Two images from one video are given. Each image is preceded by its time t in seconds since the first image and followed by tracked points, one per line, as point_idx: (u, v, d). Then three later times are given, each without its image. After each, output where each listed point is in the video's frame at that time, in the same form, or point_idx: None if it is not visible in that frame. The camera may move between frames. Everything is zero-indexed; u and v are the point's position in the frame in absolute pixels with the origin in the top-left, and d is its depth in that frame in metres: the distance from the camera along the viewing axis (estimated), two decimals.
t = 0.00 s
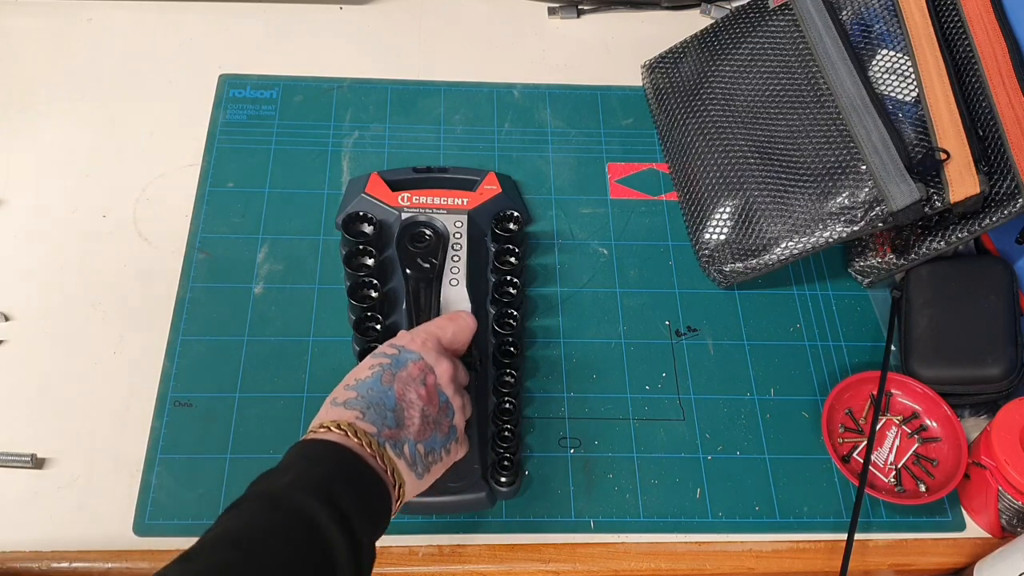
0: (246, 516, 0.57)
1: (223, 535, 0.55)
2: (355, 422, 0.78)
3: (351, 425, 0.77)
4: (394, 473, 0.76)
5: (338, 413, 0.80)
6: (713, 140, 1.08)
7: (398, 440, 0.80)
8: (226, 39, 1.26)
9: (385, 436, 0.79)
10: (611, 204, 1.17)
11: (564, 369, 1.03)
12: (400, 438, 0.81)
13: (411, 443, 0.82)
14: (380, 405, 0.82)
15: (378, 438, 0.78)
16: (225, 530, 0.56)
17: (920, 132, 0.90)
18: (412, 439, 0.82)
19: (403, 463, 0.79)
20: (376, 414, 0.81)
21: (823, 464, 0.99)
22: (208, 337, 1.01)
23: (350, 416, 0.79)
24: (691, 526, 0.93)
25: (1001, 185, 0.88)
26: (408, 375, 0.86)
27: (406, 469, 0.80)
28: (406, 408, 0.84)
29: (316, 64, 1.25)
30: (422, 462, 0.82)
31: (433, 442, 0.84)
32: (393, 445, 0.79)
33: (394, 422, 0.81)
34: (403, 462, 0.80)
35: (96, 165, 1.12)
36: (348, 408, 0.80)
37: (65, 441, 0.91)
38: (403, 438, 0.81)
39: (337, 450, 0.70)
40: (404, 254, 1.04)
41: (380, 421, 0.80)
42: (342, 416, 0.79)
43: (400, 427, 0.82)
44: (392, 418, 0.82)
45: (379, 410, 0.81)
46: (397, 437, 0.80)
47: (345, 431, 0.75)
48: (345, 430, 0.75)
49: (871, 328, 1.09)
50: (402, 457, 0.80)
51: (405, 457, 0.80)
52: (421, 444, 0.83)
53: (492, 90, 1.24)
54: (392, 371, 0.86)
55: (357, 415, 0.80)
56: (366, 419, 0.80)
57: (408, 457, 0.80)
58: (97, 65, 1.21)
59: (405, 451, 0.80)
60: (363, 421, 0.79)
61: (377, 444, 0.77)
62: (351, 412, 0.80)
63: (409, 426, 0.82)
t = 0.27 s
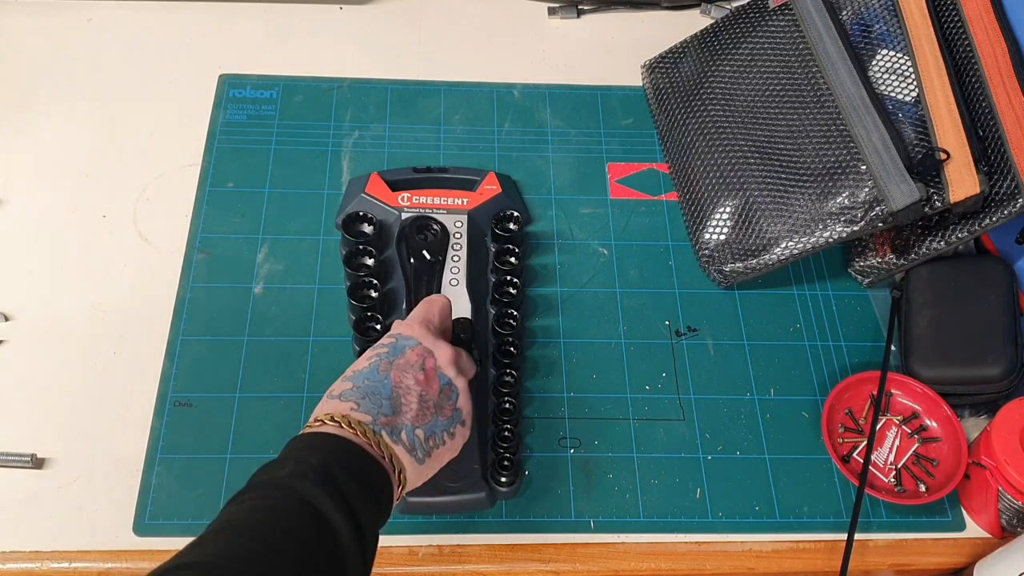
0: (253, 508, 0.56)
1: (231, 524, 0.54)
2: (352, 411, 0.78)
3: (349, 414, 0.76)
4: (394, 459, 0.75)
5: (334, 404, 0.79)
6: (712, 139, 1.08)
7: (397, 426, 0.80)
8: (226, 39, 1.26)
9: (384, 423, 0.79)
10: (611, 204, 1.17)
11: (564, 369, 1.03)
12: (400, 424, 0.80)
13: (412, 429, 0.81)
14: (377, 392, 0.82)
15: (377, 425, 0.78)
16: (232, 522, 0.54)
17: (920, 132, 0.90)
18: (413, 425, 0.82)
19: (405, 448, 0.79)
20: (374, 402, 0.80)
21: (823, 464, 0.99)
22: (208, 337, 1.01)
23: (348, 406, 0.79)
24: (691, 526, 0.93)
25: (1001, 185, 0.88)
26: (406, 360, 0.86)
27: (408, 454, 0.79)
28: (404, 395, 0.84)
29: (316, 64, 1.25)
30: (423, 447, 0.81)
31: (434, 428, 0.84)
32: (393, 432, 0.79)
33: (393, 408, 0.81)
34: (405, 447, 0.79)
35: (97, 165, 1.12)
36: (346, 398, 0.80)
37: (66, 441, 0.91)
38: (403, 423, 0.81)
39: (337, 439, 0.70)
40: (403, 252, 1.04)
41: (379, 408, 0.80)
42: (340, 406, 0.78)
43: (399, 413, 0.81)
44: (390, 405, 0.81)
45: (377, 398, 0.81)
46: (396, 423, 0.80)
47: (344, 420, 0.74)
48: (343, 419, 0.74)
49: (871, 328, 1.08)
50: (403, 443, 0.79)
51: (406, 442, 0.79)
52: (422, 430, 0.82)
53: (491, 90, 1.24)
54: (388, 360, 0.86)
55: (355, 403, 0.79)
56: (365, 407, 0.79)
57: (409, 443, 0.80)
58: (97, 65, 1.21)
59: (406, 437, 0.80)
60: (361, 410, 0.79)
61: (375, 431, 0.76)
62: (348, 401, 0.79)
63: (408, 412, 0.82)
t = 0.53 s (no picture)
0: (268, 510, 0.56)
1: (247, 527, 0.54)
2: (355, 412, 0.78)
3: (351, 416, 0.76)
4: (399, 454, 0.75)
5: (337, 407, 0.79)
6: (712, 139, 1.08)
7: (402, 422, 0.79)
8: (226, 39, 1.26)
9: (387, 421, 0.78)
10: (611, 204, 1.17)
11: (564, 369, 1.03)
12: (403, 419, 0.80)
13: (417, 424, 0.81)
14: (378, 391, 0.81)
15: (380, 423, 0.77)
16: (248, 525, 0.54)
17: (920, 132, 0.90)
18: (417, 419, 0.81)
19: (411, 444, 0.78)
20: (376, 401, 0.80)
21: (823, 464, 0.99)
22: (208, 337, 1.01)
23: (349, 408, 0.78)
24: (691, 526, 0.93)
25: (1001, 184, 0.88)
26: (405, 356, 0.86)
27: (415, 449, 0.78)
28: (407, 391, 0.83)
29: (316, 64, 1.25)
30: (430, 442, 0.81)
31: (440, 421, 0.83)
32: (398, 428, 0.78)
33: (395, 405, 0.81)
34: (411, 443, 0.78)
35: (96, 165, 1.12)
36: (347, 400, 0.80)
37: (65, 440, 0.91)
38: (407, 419, 0.80)
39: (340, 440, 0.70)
40: (403, 251, 1.04)
41: (380, 406, 0.80)
42: (343, 409, 0.78)
43: (403, 410, 0.81)
44: (392, 401, 0.81)
45: (379, 396, 0.81)
46: (400, 420, 0.79)
47: (345, 423, 0.74)
48: (345, 422, 0.74)
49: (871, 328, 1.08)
50: (409, 439, 0.78)
51: (412, 438, 0.79)
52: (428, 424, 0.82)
53: (491, 90, 1.24)
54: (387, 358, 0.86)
55: (356, 404, 0.79)
56: (366, 406, 0.79)
57: (415, 438, 0.79)
58: (97, 65, 1.21)
59: (412, 432, 0.79)
60: (363, 409, 0.79)
61: (378, 430, 0.76)
62: (349, 403, 0.79)
63: (412, 408, 0.82)
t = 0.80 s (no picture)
0: (283, 527, 0.56)
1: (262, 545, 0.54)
2: (368, 428, 0.76)
3: (365, 434, 0.74)
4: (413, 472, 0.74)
5: (348, 423, 0.77)
6: (712, 139, 1.08)
7: (413, 438, 0.78)
8: (225, 39, 1.26)
9: (399, 438, 0.77)
10: (611, 204, 1.17)
11: (564, 369, 1.03)
12: (414, 436, 0.79)
13: (427, 440, 0.80)
14: (388, 405, 0.79)
15: (393, 441, 0.76)
16: (261, 544, 0.54)
17: (920, 132, 0.90)
18: (427, 435, 0.80)
19: (422, 461, 0.78)
20: (387, 416, 0.78)
21: (823, 464, 0.99)
22: (208, 337, 1.01)
23: (361, 424, 0.76)
24: (691, 526, 0.93)
25: (1001, 185, 0.88)
26: (412, 370, 0.84)
27: (425, 466, 0.78)
28: (416, 405, 0.81)
29: (316, 64, 1.25)
30: (439, 458, 0.80)
31: (449, 435, 0.82)
32: (410, 445, 0.77)
33: (406, 420, 0.79)
34: (422, 460, 0.78)
35: (97, 165, 1.12)
36: (358, 416, 0.78)
37: (66, 440, 0.91)
38: (418, 435, 0.79)
39: (357, 459, 0.68)
40: (403, 251, 1.04)
41: (391, 422, 0.78)
42: (354, 424, 0.76)
43: (413, 426, 0.79)
44: (403, 416, 0.79)
45: (390, 411, 0.79)
46: (411, 436, 0.78)
47: (359, 440, 0.72)
48: (359, 440, 0.73)
49: (871, 328, 1.08)
50: (420, 456, 0.78)
51: (422, 454, 0.78)
52: (437, 439, 0.81)
53: (491, 90, 1.24)
54: (395, 371, 0.83)
55: (367, 420, 0.77)
56: (378, 423, 0.77)
57: (426, 454, 0.78)
58: (97, 65, 1.21)
59: (422, 449, 0.78)
60: (375, 426, 0.77)
61: (392, 448, 0.75)
62: (360, 419, 0.77)
63: (422, 423, 0.80)
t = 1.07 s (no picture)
0: (274, 552, 0.56)
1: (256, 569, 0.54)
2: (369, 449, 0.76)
3: (367, 455, 0.74)
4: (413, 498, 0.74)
5: (350, 442, 0.77)
6: (713, 139, 1.08)
7: (414, 460, 0.78)
8: (226, 39, 1.26)
9: (401, 460, 0.77)
10: (611, 204, 1.17)
11: (564, 369, 1.03)
12: (415, 458, 0.79)
13: (429, 462, 0.79)
14: (391, 425, 0.79)
15: (394, 463, 0.76)
16: (255, 566, 0.54)
17: (920, 132, 0.90)
18: (429, 457, 0.80)
19: (422, 485, 0.78)
20: (389, 437, 0.78)
21: (823, 465, 0.99)
22: (208, 337, 1.01)
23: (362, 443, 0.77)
24: (691, 526, 0.93)
25: (1001, 185, 0.88)
26: (415, 388, 0.84)
27: (425, 490, 0.78)
28: (419, 425, 0.81)
29: (316, 64, 1.25)
30: (440, 481, 0.80)
31: (451, 457, 0.82)
32: (410, 468, 0.77)
33: (408, 442, 0.79)
34: (423, 484, 0.78)
35: (97, 165, 1.12)
36: (360, 436, 0.78)
37: (66, 440, 0.91)
38: (420, 457, 0.79)
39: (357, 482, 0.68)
40: (403, 251, 1.04)
41: (393, 443, 0.78)
42: (355, 444, 0.77)
43: (415, 448, 0.79)
44: (406, 437, 0.79)
45: (392, 431, 0.79)
46: (412, 457, 0.78)
47: (360, 461, 0.73)
48: (360, 461, 0.73)
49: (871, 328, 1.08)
50: (421, 479, 0.78)
51: (423, 477, 0.78)
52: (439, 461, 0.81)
53: (492, 90, 1.24)
54: (400, 389, 0.83)
55: (369, 440, 0.77)
56: (379, 443, 0.77)
57: (427, 477, 0.78)
58: (97, 65, 1.21)
59: (424, 472, 0.78)
60: (376, 447, 0.77)
61: (393, 471, 0.75)
62: (361, 438, 0.77)
63: (424, 444, 0.80)
